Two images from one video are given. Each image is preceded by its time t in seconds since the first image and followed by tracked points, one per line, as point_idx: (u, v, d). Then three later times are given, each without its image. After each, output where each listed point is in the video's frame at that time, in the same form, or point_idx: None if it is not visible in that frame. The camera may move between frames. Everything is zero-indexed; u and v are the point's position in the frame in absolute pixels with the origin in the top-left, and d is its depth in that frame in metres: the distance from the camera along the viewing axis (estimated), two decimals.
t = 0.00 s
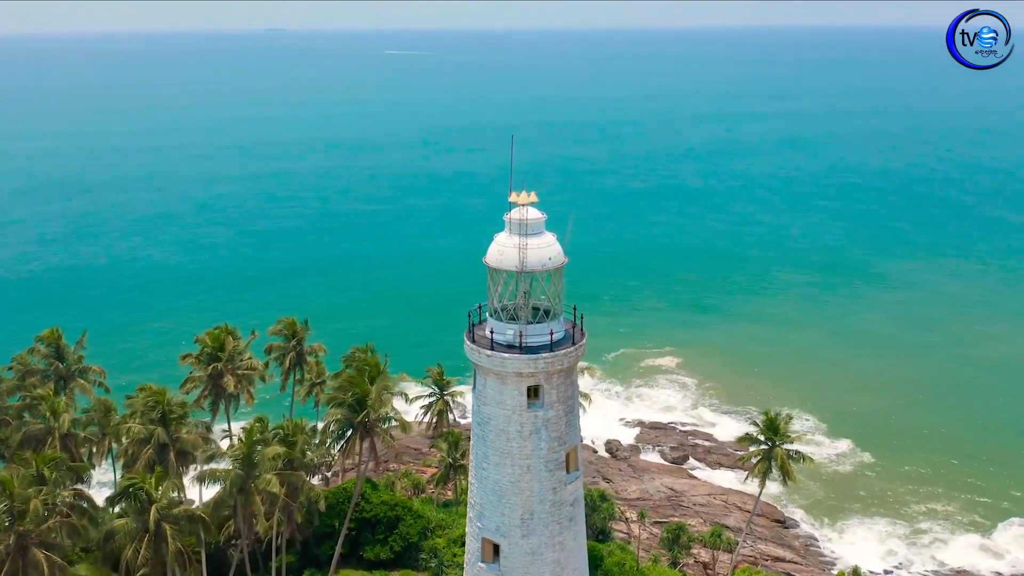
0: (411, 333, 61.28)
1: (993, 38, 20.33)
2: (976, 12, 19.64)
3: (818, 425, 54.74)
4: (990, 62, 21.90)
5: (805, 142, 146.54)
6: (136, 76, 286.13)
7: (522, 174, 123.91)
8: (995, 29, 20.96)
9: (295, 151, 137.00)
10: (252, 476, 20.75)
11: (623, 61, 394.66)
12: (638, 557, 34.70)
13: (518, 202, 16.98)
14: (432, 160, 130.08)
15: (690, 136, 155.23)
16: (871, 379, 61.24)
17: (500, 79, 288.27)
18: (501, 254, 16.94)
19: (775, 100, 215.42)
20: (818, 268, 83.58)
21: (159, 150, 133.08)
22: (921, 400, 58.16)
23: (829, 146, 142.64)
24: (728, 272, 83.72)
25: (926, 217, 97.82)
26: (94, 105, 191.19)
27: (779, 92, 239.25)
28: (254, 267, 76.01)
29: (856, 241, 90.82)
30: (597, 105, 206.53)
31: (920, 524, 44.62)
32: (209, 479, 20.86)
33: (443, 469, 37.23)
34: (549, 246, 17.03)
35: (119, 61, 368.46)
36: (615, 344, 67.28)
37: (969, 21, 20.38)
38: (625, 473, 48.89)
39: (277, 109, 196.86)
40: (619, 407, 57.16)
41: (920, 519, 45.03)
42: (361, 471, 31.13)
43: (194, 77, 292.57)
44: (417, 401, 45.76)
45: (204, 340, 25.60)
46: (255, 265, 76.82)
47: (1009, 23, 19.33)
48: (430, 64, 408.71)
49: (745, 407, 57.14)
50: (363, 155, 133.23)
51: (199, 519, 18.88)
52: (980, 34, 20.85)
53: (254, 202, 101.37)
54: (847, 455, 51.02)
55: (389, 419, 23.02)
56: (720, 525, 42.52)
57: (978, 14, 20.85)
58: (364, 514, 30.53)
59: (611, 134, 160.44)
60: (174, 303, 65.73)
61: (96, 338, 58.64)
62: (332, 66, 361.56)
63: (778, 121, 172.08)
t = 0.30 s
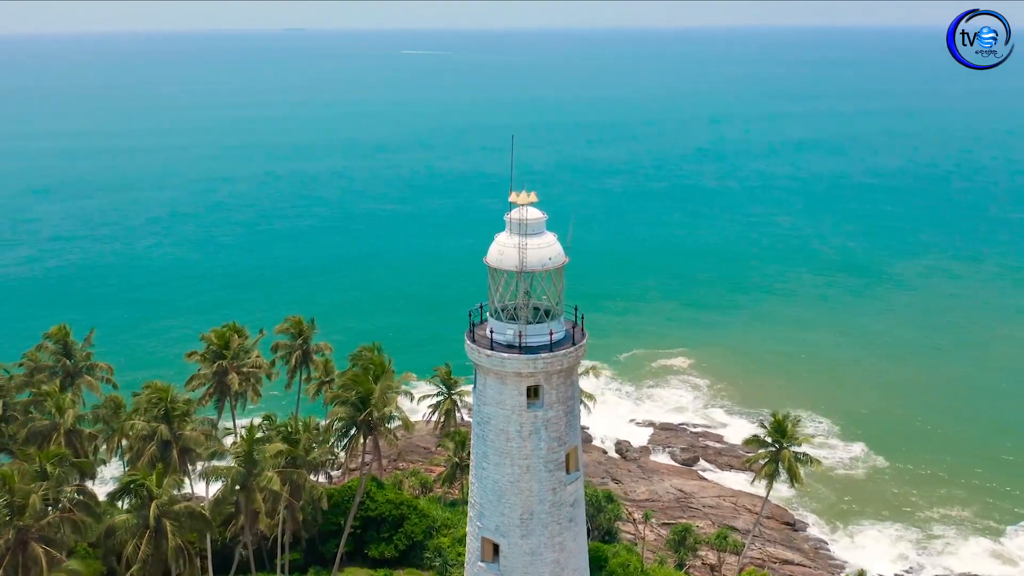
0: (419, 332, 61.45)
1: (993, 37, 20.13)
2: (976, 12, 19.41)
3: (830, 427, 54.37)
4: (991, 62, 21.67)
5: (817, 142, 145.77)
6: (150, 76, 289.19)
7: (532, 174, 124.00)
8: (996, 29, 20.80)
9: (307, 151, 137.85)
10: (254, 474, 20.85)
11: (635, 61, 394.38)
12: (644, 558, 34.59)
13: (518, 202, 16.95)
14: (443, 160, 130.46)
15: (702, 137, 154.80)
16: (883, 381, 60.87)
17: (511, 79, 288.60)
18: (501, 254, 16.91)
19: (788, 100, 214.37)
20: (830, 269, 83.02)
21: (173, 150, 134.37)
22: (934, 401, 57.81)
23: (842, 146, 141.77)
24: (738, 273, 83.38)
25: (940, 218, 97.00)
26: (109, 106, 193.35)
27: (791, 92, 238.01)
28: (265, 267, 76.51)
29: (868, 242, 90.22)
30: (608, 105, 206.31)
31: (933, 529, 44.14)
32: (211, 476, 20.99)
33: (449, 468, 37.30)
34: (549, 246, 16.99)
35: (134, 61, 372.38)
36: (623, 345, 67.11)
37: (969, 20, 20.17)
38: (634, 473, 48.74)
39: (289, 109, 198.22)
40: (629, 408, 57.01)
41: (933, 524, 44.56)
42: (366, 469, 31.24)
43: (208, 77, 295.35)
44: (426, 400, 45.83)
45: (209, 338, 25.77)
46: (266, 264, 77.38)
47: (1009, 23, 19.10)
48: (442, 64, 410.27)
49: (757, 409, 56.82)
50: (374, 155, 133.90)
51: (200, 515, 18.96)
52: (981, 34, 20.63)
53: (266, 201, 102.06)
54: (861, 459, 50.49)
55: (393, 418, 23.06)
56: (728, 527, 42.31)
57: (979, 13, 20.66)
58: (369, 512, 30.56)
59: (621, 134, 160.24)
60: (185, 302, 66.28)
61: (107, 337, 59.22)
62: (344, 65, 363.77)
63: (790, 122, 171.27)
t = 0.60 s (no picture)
0: (428, 332, 61.70)
1: (993, 38, 20.26)
2: (975, 13, 19.17)
3: (843, 430, 53.97)
4: (991, 62, 21.44)
5: (830, 143, 145.11)
6: (166, 77, 292.76)
7: (543, 173, 124.11)
8: (995, 28, 20.69)
9: (319, 151, 138.78)
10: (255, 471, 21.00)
11: (647, 62, 393.34)
12: (651, 559, 34.44)
13: (518, 202, 16.95)
14: (454, 160, 130.87)
15: (714, 137, 154.44)
16: (896, 383, 60.40)
17: (523, 79, 289.31)
18: (501, 254, 16.91)
19: (801, 100, 213.50)
20: (842, 270, 82.55)
21: (188, 150, 135.75)
22: (947, 404, 57.33)
23: (855, 147, 141.01)
24: (749, 274, 83.09)
25: (954, 219, 96.24)
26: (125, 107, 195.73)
27: (804, 92, 236.99)
28: (276, 267, 77.04)
29: (880, 243, 89.60)
30: (620, 105, 206.30)
31: (945, 534, 43.73)
32: (212, 473, 21.16)
33: (456, 467, 37.29)
34: (550, 246, 16.98)
35: (151, 62, 376.77)
36: (632, 346, 66.93)
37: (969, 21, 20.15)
38: (643, 474, 48.57)
39: (302, 109, 199.73)
40: (639, 408, 56.86)
41: (946, 529, 44.11)
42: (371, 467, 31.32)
43: (223, 77, 298.54)
44: (434, 399, 45.95)
45: (215, 336, 25.96)
46: (277, 264, 77.92)
47: (1010, 23, 18.85)
48: (455, 64, 412.32)
49: (769, 411, 56.44)
50: (385, 155, 134.62)
51: (200, 512, 19.13)
52: (980, 34, 20.39)
53: (278, 201, 102.76)
54: (874, 464, 50.02)
55: (396, 417, 23.14)
56: (736, 529, 42.10)
57: (979, 13, 20.58)
58: (373, 511, 30.60)
59: (633, 134, 160.16)
60: (196, 302, 66.86)
61: (119, 336, 59.88)
62: (357, 65, 366.43)
63: (803, 122, 170.54)
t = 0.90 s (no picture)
0: (435, 332, 61.84)
1: (992, 38, 20.39)
2: (974, 13, 18.93)
3: (856, 433, 53.60)
4: (990, 62, 21.17)
5: (844, 144, 144.29)
6: (183, 77, 296.24)
7: (555, 173, 124.10)
8: (996, 27, 20.55)
9: (333, 151, 139.65)
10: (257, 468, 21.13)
11: (660, 61, 391.79)
12: (657, 560, 34.35)
13: (517, 202, 16.94)
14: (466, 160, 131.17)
15: (728, 137, 153.90)
16: (909, 386, 59.94)
17: (536, 79, 289.85)
18: (501, 254, 16.90)
19: (816, 100, 212.54)
20: (855, 272, 81.98)
21: (204, 150, 137.16)
22: (961, 407, 56.91)
23: (870, 148, 140.07)
24: (760, 274, 82.73)
25: (969, 220, 95.35)
26: (143, 107, 198.19)
27: (820, 91, 235.84)
28: (289, 266, 77.54)
29: (894, 245, 88.87)
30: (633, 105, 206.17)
31: (957, 539, 43.34)
32: (216, 470, 21.27)
33: (463, 466, 37.33)
34: (550, 247, 16.97)
35: (170, 61, 381.18)
36: (642, 347, 66.69)
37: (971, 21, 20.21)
38: (652, 475, 48.41)
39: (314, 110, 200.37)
40: (649, 409, 56.74)
41: (958, 535, 43.71)
42: (377, 466, 31.44)
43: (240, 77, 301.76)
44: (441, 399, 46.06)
45: (220, 334, 26.13)
46: (289, 263, 78.44)
47: (1009, 23, 18.62)
48: (469, 64, 414.26)
49: (781, 413, 56.13)
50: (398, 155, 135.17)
51: (200, 508, 19.25)
52: (980, 34, 20.16)
53: (291, 201, 103.43)
54: (887, 468, 49.55)
55: (399, 416, 23.22)
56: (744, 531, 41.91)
57: (982, 13, 20.48)
58: (379, 509, 30.70)
59: (646, 134, 159.86)
60: (209, 301, 67.46)
61: (131, 335, 60.36)
62: (373, 65, 369.19)
63: (818, 123, 169.69)
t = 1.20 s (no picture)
0: (443, 332, 62.07)
1: (993, 39, 20.25)
2: (972, 13, 18.68)
3: (870, 436, 53.18)
4: (989, 63, 20.93)
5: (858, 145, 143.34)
6: (201, 77, 299.78)
7: (567, 173, 124.11)
8: (997, 27, 20.41)
9: (346, 151, 140.52)
10: (259, 464, 21.26)
11: (674, 62, 390.24)
12: (664, 561, 34.26)
13: (517, 202, 16.94)
14: (478, 160, 131.43)
15: (742, 138, 153.34)
16: (924, 388, 59.46)
17: (550, 79, 290.39)
18: (502, 254, 16.92)
19: (831, 100, 211.43)
20: (868, 273, 81.41)
21: (219, 149, 138.41)
22: (977, 409, 56.45)
23: (885, 148, 139.07)
24: (773, 275, 82.26)
25: (984, 222, 94.45)
26: (160, 107, 200.53)
27: (836, 91, 234.40)
28: (300, 266, 77.98)
29: (907, 248, 88.13)
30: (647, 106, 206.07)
31: (968, 545, 42.92)
32: (219, 467, 21.40)
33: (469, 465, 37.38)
34: (550, 247, 16.97)
35: (188, 62, 386.06)
36: (652, 347, 66.46)
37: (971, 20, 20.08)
38: (662, 477, 48.20)
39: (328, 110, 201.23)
40: (659, 410, 56.57)
41: (970, 540, 43.27)
42: (382, 465, 31.55)
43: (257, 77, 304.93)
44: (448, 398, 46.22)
45: (226, 332, 26.34)
46: (300, 263, 78.88)
47: (1009, 23, 18.39)
48: (483, 64, 416.00)
49: (795, 414, 55.82)
50: (411, 155, 135.68)
51: (202, 505, 19.36)
52: (980, 34, 19.92)
53: (303, 201, 104.00)
54: (900, 474, 49.07)
55: (402, 415, 23.30)
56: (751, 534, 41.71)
57: (981, 13, 20.36)
58: (384, 508, 30.82)
59: (658, 134, 159.50)
60: (221, 300, 68.00)
61: (142, 333, 60.96)
62: (389, 65, 371.69)
63: (833, 124, 168.74)
